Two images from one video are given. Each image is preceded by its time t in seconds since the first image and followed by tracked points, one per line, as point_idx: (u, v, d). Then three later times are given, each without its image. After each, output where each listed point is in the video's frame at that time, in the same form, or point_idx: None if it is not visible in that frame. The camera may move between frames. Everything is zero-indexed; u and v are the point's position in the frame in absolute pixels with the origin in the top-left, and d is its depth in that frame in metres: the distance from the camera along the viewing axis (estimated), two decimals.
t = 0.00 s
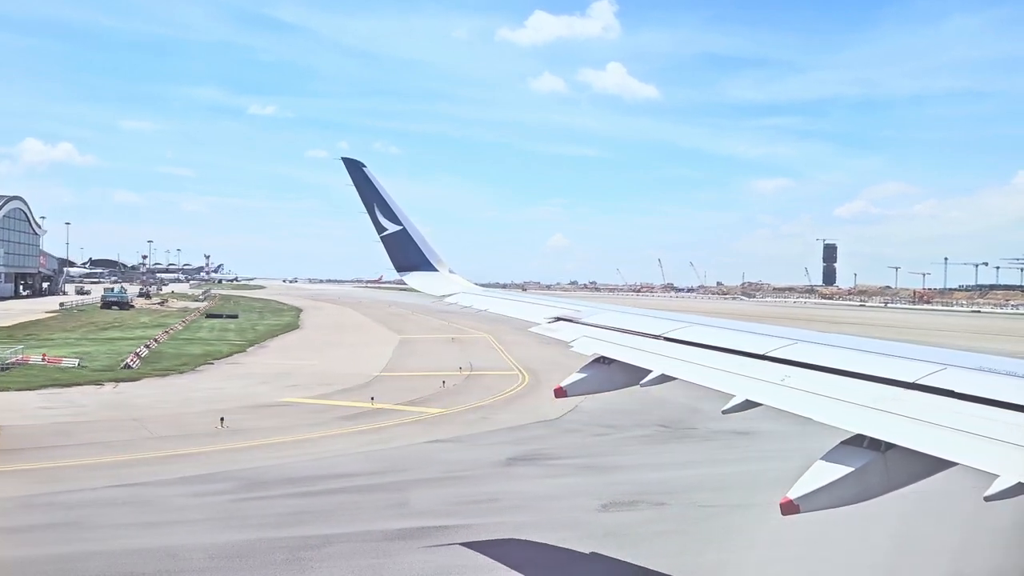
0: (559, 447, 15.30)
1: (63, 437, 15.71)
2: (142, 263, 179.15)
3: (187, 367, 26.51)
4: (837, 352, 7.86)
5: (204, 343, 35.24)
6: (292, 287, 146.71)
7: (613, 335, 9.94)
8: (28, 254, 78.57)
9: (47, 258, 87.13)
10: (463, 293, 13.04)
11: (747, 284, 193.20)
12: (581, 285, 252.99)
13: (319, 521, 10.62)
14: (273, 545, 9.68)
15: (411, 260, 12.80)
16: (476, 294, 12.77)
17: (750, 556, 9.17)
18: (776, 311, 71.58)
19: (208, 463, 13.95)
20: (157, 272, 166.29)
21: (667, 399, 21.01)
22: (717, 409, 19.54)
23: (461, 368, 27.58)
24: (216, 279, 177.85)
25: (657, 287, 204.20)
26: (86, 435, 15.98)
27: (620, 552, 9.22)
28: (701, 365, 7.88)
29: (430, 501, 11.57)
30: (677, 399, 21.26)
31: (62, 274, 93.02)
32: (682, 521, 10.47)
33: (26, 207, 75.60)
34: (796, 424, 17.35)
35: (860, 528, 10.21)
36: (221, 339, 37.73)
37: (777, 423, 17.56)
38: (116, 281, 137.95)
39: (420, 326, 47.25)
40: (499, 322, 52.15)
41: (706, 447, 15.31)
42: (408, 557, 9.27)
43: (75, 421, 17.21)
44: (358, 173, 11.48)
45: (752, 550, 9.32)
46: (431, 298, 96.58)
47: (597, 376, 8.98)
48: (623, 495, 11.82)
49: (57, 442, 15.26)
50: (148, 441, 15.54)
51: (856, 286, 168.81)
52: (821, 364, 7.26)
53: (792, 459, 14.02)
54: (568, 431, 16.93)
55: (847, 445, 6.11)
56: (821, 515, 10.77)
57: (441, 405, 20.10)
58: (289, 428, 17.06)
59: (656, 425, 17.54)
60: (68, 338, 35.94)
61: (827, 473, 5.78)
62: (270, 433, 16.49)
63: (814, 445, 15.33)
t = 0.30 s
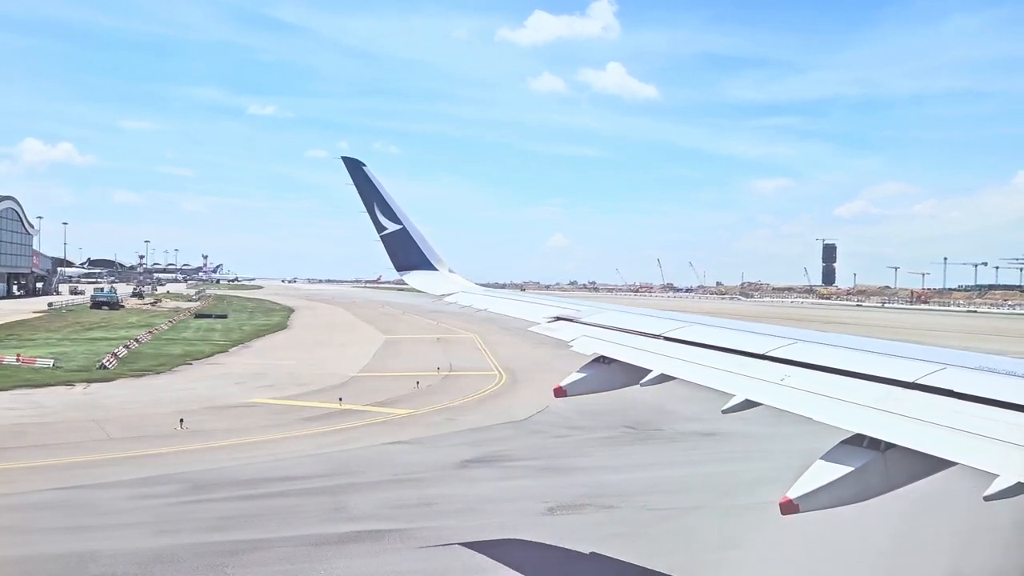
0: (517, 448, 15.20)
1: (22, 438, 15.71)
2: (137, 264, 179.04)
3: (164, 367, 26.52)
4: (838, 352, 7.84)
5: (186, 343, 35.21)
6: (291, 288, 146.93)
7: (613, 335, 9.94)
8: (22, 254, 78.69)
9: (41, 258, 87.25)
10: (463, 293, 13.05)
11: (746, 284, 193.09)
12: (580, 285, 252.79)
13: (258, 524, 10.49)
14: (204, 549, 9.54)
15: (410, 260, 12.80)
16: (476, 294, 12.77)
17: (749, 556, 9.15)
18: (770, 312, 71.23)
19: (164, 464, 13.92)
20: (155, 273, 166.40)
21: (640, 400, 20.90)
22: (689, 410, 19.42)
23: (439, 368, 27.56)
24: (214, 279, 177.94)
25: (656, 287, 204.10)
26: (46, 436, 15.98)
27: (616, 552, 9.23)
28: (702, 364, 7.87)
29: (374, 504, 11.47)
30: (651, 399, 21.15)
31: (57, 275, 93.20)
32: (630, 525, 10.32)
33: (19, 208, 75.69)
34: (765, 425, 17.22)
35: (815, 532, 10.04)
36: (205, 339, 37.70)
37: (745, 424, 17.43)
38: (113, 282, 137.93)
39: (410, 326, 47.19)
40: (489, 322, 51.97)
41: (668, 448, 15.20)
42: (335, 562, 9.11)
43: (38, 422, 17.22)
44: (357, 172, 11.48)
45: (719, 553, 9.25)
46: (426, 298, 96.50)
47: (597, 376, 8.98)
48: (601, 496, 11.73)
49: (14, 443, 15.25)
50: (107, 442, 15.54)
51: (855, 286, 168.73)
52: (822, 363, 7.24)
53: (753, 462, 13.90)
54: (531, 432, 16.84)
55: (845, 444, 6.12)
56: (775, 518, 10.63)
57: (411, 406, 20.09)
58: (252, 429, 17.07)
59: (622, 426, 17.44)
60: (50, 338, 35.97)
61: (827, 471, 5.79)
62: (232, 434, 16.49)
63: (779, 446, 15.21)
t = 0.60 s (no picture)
0: (472, 449, 14.98)
1: None
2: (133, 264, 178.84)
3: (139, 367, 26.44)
4: (838, 352, 7.84)
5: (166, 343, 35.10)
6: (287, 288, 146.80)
7: (613, 335, 9.95)
8: (14, 254, 78.52)
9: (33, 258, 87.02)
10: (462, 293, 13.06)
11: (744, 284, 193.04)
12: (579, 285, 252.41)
13: (202, 526, 10.32)
14: (125, 554, 9.32)
15: (409, 260, 12.79)
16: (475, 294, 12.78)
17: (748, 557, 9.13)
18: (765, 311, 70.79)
19: (121, 464, 13.79)
20: (151, 272, 166.19)
21: (612, 399, 20.64)
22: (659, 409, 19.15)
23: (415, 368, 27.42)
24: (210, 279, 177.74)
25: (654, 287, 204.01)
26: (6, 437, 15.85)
27: (615, 551, 9.24)
28: (701, 364, 7.88)
29: (313, 506, 11.28)
30: (623, 398, 20.89)
31: (49, 275, 93.02)
32: (568, 529, 10.10)
33: (12, 208, 75.56)
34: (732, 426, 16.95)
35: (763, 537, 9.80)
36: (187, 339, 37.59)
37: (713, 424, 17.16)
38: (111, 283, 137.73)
39: (399, 326, 47.08)
40: (478, 322, 51.62)
41: (627, 448, 14.95)
42: (254, 568, 8.89)
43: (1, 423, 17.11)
44: (356, 173, 11.46)
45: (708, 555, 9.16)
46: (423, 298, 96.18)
47: (596, 376, 8.99)
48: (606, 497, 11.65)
49: None
50: (66, 443, 15.42)
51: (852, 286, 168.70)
52: (822, 364, 7.24)
53: (711, 463, 13.67)
54: (492, 433, 16.62)
55: (845, 444, 6.12)
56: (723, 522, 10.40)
57: (378, 406, 19.95)
58: (213, 429, 16.95)
59: (587, 426, 17.19)
60: (30, 338, 35.84)
61: (827, 471, 5.79)
62: (194, 434, 16.38)
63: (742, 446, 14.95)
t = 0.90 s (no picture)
0: (430, 451, 14.80)
1: None
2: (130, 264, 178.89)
3: (115, 367, 26.53)
4: (839, 352, 7.82)
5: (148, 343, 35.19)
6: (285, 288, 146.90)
7: (613, 335, 9.96)
8: (8, 254, 78.67)
9: (26, 258, 87.09)
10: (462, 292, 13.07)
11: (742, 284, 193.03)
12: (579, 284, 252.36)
13: (153, 530, 10.23)
14: (46, 560, 9.16)
15: (409, 260, 12.79)
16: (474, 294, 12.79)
17: (750, 555, 9.06)
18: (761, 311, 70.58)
19: (81, 465, 13.73)
20: (148, 272, 166.26)
21: (585, 399, 20.42)
22: (631, 409, 18.93)
23: (394, 368, 27.38)
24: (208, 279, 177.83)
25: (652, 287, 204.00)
26: None
27: (614, 550, 9.22)
28: (701, 364, 7.90)
29: (264, 509, 11.18)
30: (597, 398, 20.69)
31: (44, 275, 93.17)
32: (508, 534, 9.90)
33: (8, 211, 75.78)
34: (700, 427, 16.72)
35: (715, 538, 9.58)
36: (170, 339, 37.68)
37: (680, 425, 16.94)
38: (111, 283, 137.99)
39: (388, 326, 47.09)
40: (469, 322, 51.43)
41: (588, 450, 14.75)
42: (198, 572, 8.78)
43: None
44: (355, 172, 11.45)
45: (705, 554, 9.07)
46: (422, 298, 96.06)
47: (595, 376, 8.99)
48: (597, 496, 11.60)
49: None
50: (28, 444, 15.39)
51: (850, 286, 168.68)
52: (821, 364, 7.25)
53: (670, 464, 13.47)
54: (455, 434, 16.44)
55: (845, 443, 6.12)
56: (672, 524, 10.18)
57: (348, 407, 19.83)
58: (178, 429, 16.93)
59: (552, 427, 17.00)
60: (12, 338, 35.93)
61: (827, 471, 5.79)
62: (158, 435, 16.35)
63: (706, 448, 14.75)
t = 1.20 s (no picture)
0: (386, 453, 14.49)
1: None
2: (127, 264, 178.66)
3: (91, 367, 26.46)
4: (840, 352, 7.81)
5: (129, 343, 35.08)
6: (282, 288, 146.69)
7: (613, 334, 9.96)
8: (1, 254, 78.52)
9: (19, 259, 86.89)
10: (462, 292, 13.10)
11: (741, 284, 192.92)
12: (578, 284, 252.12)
13: (106, 531, 10.02)
14: None
15: (408, 259, 12.77)
16: (474, 293, 12.80)
17: (747, 554, 9.01)
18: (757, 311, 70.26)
19: (40, 465, 13.52)
20: (145, 272, 166.06)
21: (557, 400, 20.14)
22: (601, 410, 18.64)
23: (372, 368, 27.23)
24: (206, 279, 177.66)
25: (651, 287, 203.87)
26: None
27: (612, 549, 9.19)
28: (701, 363, 7.89)
29: (221, 510, 10.99)
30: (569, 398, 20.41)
31: (37, 275, 92.94)
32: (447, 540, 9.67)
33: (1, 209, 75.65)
34: (669, 428, 16.44)
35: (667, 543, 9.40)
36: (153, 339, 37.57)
37: (648, 426, 16.65)
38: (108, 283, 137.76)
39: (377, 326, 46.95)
40: (459, 321, 51.10)
41: (550, 451, 14.46)
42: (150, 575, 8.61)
43: None
44: (353, 170, 11.43)
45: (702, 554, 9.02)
46: (418, 298, 95.80)
47: (595, 375, 8.99)
48: (587, 495, 11.52)
49: None
50: None
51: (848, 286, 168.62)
52: (821, 363, 7.24)
53: (631, 466, 13.22)
54: (419, 434, 16.21)
55: (844, 443, 6.12)
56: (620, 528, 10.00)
57: (316, 407, 19.55)
58: (143, 429, 16.73)
59: (517, 428, 16.70)
60: None
61: (826, 471, 5.78)
62: (121, 434, 16.15)
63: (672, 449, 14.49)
